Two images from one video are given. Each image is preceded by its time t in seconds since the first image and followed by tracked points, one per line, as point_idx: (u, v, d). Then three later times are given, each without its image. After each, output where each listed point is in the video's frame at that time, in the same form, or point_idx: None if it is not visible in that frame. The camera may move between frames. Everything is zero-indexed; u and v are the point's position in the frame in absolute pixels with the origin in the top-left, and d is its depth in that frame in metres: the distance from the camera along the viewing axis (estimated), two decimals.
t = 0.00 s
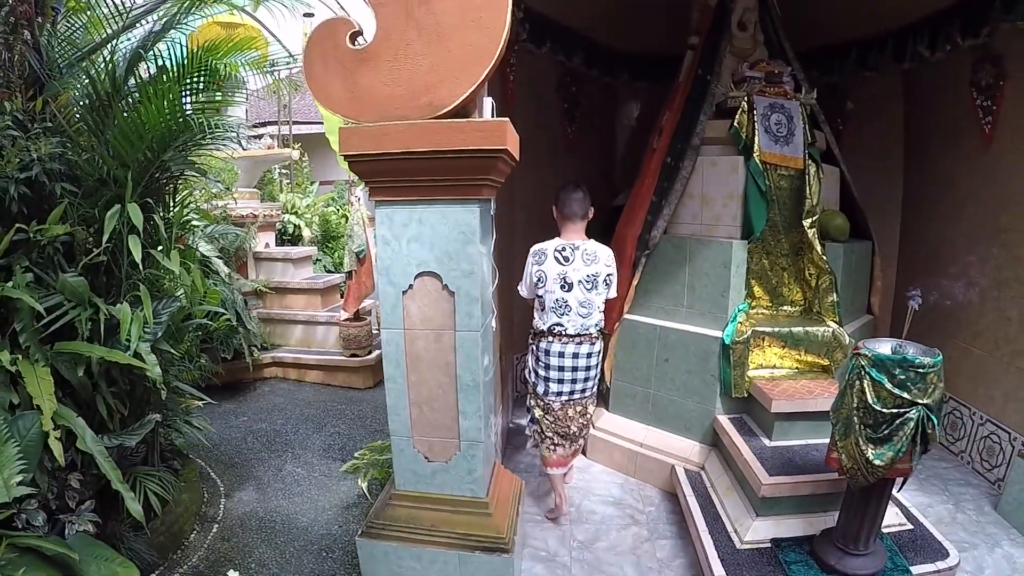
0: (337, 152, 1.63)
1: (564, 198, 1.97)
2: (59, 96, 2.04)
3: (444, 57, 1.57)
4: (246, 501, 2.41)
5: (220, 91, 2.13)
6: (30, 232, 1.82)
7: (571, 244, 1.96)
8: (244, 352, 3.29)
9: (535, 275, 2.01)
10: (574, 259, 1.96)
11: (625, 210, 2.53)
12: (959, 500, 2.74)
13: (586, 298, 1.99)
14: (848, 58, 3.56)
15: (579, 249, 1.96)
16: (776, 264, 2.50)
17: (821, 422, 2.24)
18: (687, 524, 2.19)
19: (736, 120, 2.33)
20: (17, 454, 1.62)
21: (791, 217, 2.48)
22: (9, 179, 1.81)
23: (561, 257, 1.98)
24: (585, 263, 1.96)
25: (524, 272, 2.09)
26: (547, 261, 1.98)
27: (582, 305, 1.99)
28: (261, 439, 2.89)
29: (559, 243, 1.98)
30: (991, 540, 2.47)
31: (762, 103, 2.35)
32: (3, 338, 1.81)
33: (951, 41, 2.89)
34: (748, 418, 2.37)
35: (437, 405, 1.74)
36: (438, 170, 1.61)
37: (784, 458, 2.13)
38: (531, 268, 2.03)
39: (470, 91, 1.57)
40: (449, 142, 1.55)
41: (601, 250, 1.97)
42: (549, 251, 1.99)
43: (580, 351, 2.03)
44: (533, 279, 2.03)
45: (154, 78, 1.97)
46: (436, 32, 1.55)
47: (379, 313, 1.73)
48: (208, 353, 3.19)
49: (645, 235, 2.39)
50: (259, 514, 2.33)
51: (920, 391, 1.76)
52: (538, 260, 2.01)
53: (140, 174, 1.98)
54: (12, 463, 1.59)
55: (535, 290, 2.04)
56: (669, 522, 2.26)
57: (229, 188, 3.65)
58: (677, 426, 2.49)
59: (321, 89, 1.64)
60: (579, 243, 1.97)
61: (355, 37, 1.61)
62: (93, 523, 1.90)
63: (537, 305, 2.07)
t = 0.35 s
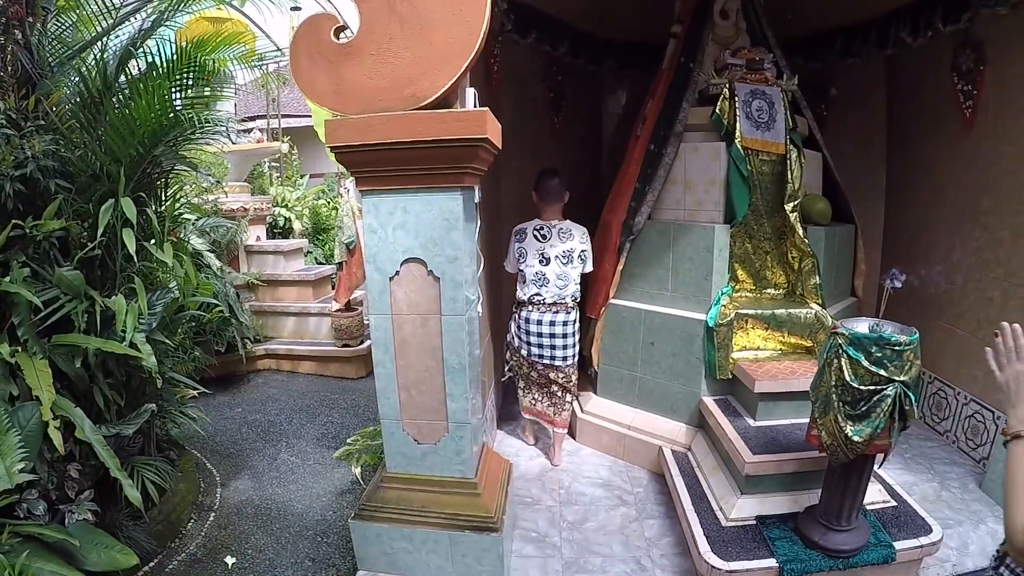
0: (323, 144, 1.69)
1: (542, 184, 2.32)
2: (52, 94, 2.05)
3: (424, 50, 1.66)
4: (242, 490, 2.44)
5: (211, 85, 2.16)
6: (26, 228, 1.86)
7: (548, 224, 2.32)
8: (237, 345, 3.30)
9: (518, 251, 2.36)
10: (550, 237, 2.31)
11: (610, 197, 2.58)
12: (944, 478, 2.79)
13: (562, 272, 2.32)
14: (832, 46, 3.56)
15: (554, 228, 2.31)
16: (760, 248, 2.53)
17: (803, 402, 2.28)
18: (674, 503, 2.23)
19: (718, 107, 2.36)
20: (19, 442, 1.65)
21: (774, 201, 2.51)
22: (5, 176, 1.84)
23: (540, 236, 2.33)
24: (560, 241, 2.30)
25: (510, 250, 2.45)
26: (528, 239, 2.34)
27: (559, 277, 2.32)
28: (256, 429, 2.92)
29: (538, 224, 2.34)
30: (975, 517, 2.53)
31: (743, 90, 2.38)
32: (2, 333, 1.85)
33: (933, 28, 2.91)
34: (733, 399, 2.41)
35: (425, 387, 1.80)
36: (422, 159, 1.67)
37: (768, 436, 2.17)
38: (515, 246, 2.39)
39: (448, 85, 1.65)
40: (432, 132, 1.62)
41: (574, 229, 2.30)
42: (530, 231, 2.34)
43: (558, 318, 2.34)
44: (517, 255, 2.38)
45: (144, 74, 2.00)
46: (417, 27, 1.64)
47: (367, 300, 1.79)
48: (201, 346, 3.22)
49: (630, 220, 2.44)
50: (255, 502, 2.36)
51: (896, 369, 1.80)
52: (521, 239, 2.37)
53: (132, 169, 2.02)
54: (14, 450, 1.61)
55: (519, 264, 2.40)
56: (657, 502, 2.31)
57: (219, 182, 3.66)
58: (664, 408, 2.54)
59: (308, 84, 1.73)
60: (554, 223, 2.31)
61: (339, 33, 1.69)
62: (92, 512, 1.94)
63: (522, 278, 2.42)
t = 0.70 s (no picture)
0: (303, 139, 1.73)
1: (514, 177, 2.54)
2: (34, 90, 2.04)
3: (401, 46, 1.70)
4: (227, 484, 2.44)
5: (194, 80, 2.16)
6: (10, 224, 1.86)
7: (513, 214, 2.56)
8: (221, 340, 3.26)
9: (487, 238, 2.60)
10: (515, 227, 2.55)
11: (589, 189, 2.63)
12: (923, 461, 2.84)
13: (526, 258, 2.57)
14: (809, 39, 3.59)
15: (519, 218, 2.55)
16: (737, 238, 2.56)
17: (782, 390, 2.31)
18: (654, 491, 2.26)
19: (695, 100, 2.39)
20: (4, 437, 1.64)
21: (751, 192, 2.54)
22: None
23: (506, 225, 2.57)
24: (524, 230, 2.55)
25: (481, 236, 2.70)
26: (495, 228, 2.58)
27: (523, 263, 2.57)
28: (241, 423, 2.93)
29: (504, 214, 2.57)
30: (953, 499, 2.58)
31: (720, 83, 2.41)
32: None
33: (909, 20, 2.96)
34: (711, 387, 2.45)
35: (406, 378, 1.83)
36: (400, 153, 1.70)
37: (745, 423, 2.21)
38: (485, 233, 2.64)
39: (424, 81, 1.71)
40: (409, 127, 1.66)
41: (537, 219, 2.53)
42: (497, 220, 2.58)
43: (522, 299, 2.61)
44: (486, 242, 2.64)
45: (127, 69, 2.00)
46: (395, 24, 1.69)
47: (347, 292, 1.83)
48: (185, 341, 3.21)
49: (608, 212, 2.48)
50: (241, 495, 2.37)
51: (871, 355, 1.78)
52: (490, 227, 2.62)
53: (115, 165, 2.00)
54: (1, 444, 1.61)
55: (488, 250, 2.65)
56: (638, 489, 2.34)
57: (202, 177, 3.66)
58: (644, 397, 2.58)
59: (288, 79, 1.78)
60: (519, 214, 2.55)
61: (318, 29, 1.74)
62: (78, 507, 1.94)
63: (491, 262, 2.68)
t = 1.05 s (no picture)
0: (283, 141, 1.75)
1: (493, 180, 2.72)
2: (16, 92, 2.03)
3: (379, 51, 1.74)
4: (210, 486, 2.44)
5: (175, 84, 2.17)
6: None
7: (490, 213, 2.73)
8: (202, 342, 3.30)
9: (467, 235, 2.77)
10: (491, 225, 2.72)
11: (568, 190, 2.67)
12: (901, 457, 2.88)
13: (501, 254, 2.74)
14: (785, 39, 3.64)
15: (495, 216, 2.72)
16: (713, 238, 2.57)
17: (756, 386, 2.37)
18: (632, 487, 2.30)
19: (671, 101, 2.43)
20: None
21: (727, 192, 2.58)
22: None
23: (483, 223, 2.74)
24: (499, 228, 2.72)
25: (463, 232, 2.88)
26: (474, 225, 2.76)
27: (498, 258, 2.74)
28: (223, 425, 2.93)
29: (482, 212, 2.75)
30: (930, 493, 2.62)
31: (696, 84, 2.46)
32: None
33: (883, 22, 3.03)
34: (688, 384, 2.49)
35: (385, 377, 1.86)
36: (378, 156, 1.73)
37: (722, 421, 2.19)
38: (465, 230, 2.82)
39: (401, 85, 1.74)
40: (385, 130, 1.68)
41: (512, 218, 2.70)
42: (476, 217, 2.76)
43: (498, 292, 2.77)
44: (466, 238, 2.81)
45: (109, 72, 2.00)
46: (373, 29, 1.73)
47: (326, 292, 1.85)
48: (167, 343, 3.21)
49: (585, 213, 2.52)
50: (222, 496, 2.38)
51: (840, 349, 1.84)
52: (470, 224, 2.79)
53: (98, 168, 2.01)
54: None
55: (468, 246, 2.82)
56: (617, 486, 2.37)
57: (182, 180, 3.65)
58: (622, 395, 2.61)
59: (267, 83, 1.80)
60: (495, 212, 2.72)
61: (297, 33, 1.77)
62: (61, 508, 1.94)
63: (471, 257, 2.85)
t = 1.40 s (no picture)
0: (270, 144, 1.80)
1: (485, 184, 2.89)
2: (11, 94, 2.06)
3: (365, 58, 1.80)
4: (198, 480, 2.48)
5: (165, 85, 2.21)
6: None
7: (481, 211, 2.89)
8: (190, 341, 3.27)
9: (462, 231, 2.96)
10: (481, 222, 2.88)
11: (549, 192, 2.74)
12: (875, 454, 2.90)
13: (492, 249, 2.89)
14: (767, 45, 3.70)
15: (486, 214, 2.87)
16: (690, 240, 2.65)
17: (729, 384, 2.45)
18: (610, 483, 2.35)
19: (650, 106, 2.51)
20: None
21: (705, 196, 2.66)
22: None
23: (475, 220, 2.91)
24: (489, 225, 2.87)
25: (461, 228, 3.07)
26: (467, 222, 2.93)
27: (489, 253, 2.90)
28: (210, 421, 2.97)
29: (475, 210, 2.91)
30: (905, 489, 2.65)
31: (675, 90, 2.54)
32: None
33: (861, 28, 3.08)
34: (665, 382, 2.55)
35: (368, 372, 1.92)
36: (362, 159, 1.80)
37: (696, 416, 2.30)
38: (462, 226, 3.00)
39: (386, 90, 1.80)
40: (370, 134, 1.75)
41: (500, 215, 2.84)
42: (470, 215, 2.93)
43: (490, 285, 2.93)
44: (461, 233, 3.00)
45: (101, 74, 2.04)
46: (359, 37, 1.79)
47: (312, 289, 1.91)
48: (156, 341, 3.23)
49: (566, 215, 2.58)
50: (210, 491, 2.42)
51: (808, 346, 1.88)
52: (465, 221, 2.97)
53: (92, 169, 2.05)
54: None
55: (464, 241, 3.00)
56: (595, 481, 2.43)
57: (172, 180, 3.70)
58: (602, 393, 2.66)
59: (255, 87, 1.85)
60: (484, 211, 2.87)
61: (285, 40, 1.83)
62: (53, 500, 1.96)
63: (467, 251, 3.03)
